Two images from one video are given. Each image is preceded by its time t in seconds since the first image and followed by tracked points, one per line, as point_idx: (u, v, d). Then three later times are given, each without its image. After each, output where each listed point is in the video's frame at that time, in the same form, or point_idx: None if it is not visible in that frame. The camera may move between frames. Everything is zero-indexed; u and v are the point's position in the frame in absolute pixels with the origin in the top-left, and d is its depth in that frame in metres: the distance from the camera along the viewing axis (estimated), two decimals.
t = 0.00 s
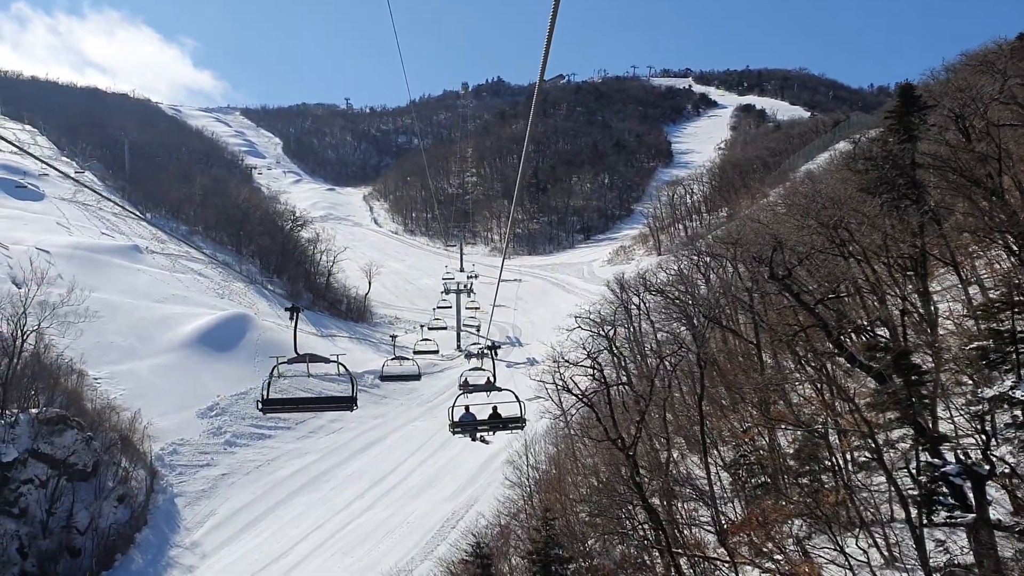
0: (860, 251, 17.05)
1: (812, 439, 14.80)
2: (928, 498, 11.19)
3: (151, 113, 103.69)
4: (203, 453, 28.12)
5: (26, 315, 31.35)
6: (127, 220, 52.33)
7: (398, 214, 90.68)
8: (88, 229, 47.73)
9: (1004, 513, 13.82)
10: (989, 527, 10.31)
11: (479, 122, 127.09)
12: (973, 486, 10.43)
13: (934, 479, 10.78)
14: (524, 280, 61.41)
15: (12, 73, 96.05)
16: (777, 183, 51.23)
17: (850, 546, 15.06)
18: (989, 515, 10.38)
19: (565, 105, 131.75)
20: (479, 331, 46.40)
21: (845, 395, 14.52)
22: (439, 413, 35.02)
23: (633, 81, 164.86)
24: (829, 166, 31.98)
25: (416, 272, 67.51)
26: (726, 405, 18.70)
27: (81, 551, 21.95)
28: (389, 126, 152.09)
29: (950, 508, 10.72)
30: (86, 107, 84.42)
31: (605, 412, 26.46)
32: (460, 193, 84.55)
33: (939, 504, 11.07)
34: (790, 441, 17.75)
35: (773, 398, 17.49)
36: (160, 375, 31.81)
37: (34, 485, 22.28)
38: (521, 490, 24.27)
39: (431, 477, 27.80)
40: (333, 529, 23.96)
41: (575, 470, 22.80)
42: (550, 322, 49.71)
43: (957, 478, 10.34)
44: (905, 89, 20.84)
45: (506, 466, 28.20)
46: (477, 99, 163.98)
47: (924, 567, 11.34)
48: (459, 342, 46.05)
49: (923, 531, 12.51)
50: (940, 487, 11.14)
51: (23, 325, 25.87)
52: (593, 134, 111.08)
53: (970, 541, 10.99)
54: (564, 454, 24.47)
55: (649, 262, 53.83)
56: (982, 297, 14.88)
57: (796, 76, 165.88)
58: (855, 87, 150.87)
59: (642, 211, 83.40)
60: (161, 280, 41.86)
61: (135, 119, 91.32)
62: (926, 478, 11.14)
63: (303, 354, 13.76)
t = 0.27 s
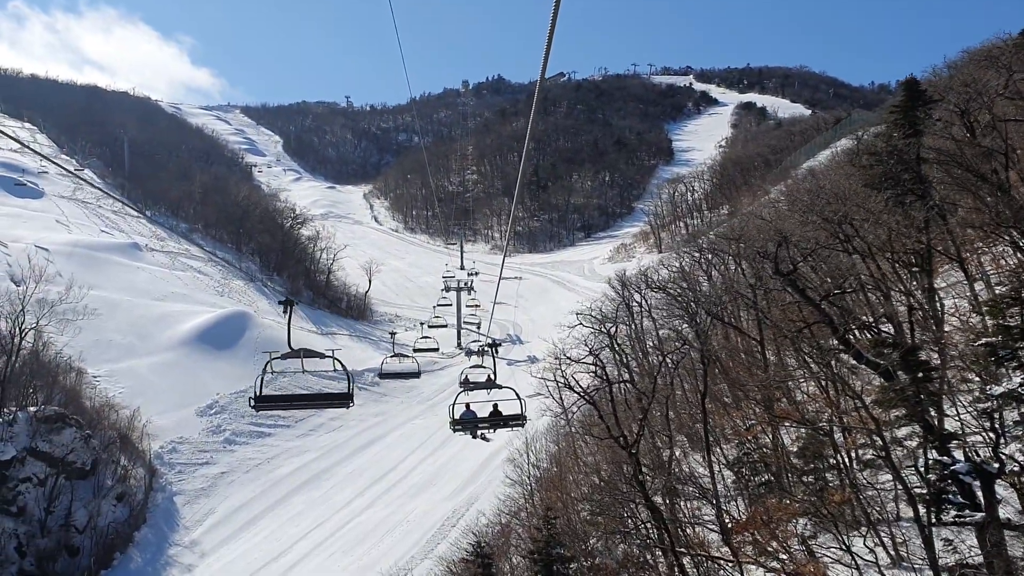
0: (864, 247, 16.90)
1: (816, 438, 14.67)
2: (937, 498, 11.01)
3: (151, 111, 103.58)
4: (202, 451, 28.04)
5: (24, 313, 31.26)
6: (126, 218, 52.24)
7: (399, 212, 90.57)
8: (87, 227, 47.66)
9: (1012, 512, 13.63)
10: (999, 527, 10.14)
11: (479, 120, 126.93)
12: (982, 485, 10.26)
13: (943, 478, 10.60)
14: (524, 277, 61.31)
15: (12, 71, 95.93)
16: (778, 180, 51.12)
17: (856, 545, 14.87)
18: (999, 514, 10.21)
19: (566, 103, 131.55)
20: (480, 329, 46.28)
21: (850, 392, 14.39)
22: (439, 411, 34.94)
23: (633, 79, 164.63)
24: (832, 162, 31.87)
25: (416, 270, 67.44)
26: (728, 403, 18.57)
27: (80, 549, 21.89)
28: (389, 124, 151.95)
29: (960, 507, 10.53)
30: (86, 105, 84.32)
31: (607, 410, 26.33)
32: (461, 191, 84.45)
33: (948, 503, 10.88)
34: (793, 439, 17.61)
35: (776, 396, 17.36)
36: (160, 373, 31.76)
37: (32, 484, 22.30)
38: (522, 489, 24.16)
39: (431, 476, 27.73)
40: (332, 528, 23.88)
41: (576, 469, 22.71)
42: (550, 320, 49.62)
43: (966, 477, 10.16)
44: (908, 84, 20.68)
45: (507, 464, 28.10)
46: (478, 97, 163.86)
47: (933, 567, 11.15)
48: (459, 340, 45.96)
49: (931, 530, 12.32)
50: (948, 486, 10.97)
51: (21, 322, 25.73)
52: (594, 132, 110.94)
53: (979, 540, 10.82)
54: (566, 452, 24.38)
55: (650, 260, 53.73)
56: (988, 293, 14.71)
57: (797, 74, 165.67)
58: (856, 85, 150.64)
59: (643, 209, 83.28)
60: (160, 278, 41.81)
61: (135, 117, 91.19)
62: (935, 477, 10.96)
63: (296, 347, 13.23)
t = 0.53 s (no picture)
0: (871, 243, 16.78)
1: (821, 435, 14.52)
2: (949, 497, 10.79)
3: (153, 109, 103.61)
4: (203, 450, 27.99)
5: (25, 311, 31.23)
6: (128, 216, 52.24)
7: (401, 210, 90.50)
8: (89, 225, 47.72)
9: None
10: (1011, 527, 9.95)
11: (481, 118, 126.86)
12: (993, 484, 10.06)
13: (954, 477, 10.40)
14: (528, 275, 61.25)
15: (14, 69, 95.98)
16: (781, 178, 51.02)
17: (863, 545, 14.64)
18: (1009, 514, 10.02)
19: (568, 101, 131.39)
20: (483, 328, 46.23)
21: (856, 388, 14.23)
22: (441, 409, 34.94)
23: (636, 77, 164.35)
24: (836, 159, 31.78)
25: (418, 268, 67.39)
26: (732, 400, 18.48)
27: (80, 548, 21.90)
28: (391, 123, 151.93)
29: (971, 507, 10.34)
30: (88, 103, 84.39)
31: (611, 407, 26.25)
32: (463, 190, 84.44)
33: (959, 502, 10.67)
34: (798, 436, 17.48)
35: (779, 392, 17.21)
36: (161, 372, 31.75)
37: (33, 482, 22.35)
38: (525, 488, 24.11)
39: (434, 474, 27.74)
40: (334, 527, 23.83)
41: (579, 468, 22.69)
42: (553, 318, 49.55)
43: (977, 475, 9.97)
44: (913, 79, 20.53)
45: (509, 463, 28.06)
46: (480, 96, 163.83)
47: (945, 568, 10.91)
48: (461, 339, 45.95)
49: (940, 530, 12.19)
50: (960, 485, 10.75)
51: (21, 320, 25.69)
52: (597, 130, 110.80)
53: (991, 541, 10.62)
54: (569, 451, 24.31)
55: (653, 258, 53.69)
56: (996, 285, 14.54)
57: (800, 72, 165.41)
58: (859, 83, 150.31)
59: (645, 207, 83.14)
60: (162, 276, 41.82)
61: (137, 116, 91.17)
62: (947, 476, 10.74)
63: (293, 344, 12.50)
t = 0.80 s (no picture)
0: (879, 240, 16.61)
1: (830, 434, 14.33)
2: (964, 498, 10.53)
3: (159, 108, 103.89)
4: (207, 449, 27.99)
5: (29, 309, 31.29)
6: (133, 215, 52.33)
7: (406, 209, 90.45)
8: (94, 223, 47.87)
9: None
10: None
11: (486, 117, 126.83)
12: (1007, 484, 9.83)
13: (967, 477, 10.17)
14: (533, 274, 61.15)
15: (20, 68, 96.32)
16: (787, 176, 50.76)
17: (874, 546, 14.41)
18: None
19: (573, 100, 131.22)
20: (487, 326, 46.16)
21: (866, 386, 14.03)
22: (445, 408, 34.87)
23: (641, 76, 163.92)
24: (844, 156, 31.55)
25: (423, 266, 67.37)
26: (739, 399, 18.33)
27: (83, 547, 21.93)
28: (396, 122, 151.98)
29: (988, 508, 10.07)
30: (93, 102, 84.64)
31: (617, 406, 26.13)
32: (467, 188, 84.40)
33: (974, 503, 10.41)
34: (807, 435, 17.29)
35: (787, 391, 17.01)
36: (165, 370, 31.77)
37: (36, 481, 22.41)
38: (530, 487, 24.00)
39: (438, 473, 27.66)
40: (337, 527, 23.76)
41: (584, 467, 22.58)
42: (558, 317, 49.45)
43: (992, 475, 9.72)
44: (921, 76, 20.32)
45: (514, 462, 27.96)
46: (485, 94, 163.77)
47: (959, 570, 10.67)
48: (466, 337, 45.89)
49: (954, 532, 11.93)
50: (975, 485, 10.49)
51: (25, 318, 25.76)
52: (602, 128, 110.60)
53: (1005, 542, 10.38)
54: (574, 450, 24.17)
55: (658, 256, 53.52)
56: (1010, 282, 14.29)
57: (806, 70, 164.79)
58: (865, 81, 149.65)
59: (651, 205, 82.93)
60: (167, 275, 41.86)
61: (142, 114, 91.31)
62: (961, 476, 10.51)
63: (290, 340, 12.63)
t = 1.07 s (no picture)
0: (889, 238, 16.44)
1: (839, 435, 14.16)
2: (979, 500, 10.30)
3: (163, 108, 104.06)
4: (210, 448, 27.96)
5: (33, 308, 31.35)
6: (137, 214, 52.40)
7: (410, 208, 90.39)
8: (98, 222, 47.93)
9: None
10: None
11: (491, 117, 126.68)
12: (1023, 485, 9.62)
13: (982, 478, 9.96)
14: (537, 273, 61.01)
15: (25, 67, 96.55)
16: (793, 175, 50.51)
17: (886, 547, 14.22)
18: None
19: (578, 99, 130.99)
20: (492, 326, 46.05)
21: (875, 385, 13.86)
22: (449, 407, 34.80)
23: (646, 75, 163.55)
24: (851, 154, 31.32)
25: (427, 266, 67.31)
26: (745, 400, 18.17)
27: (86, 547, 21.90)
28: (400, 121, 151.97)
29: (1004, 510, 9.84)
30: (98, 101, 84.76)
31: (622, 405, 26.01)
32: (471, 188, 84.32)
33: (990, 504, 10.19)
34: (815, 435, 17.12)
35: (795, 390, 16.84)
36: (169, 369, 31.76)
37: (39, 480, 22.40)
38: (534, 487, 23.90)
39: (442, 472, 27.59)
40: (341, 527, 23.69)
41: (589, 467, 22.48)
42: (562, 316, 49.32)
43: (1008, 476, 9.49)
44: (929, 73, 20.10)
45: (518, 462, 27.87)
46: (490, 94, 163.65)
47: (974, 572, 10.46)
48: (470, 336, 45.79)
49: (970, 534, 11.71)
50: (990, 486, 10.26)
51: (28, 317, 25.73)
52: (606, 128, 110.37)
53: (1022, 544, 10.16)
54: (579, 450, 24.07)
55: (663, 255, 53.33)
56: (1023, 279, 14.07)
57: (811, 69, 164.27)
58: (871, 80, 149.09)
59: (655, 205, 82.72)
60: (171, 274, 41.90)
61: (146, 114, 91.46)
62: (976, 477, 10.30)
63: (287, 336, 12.53)
